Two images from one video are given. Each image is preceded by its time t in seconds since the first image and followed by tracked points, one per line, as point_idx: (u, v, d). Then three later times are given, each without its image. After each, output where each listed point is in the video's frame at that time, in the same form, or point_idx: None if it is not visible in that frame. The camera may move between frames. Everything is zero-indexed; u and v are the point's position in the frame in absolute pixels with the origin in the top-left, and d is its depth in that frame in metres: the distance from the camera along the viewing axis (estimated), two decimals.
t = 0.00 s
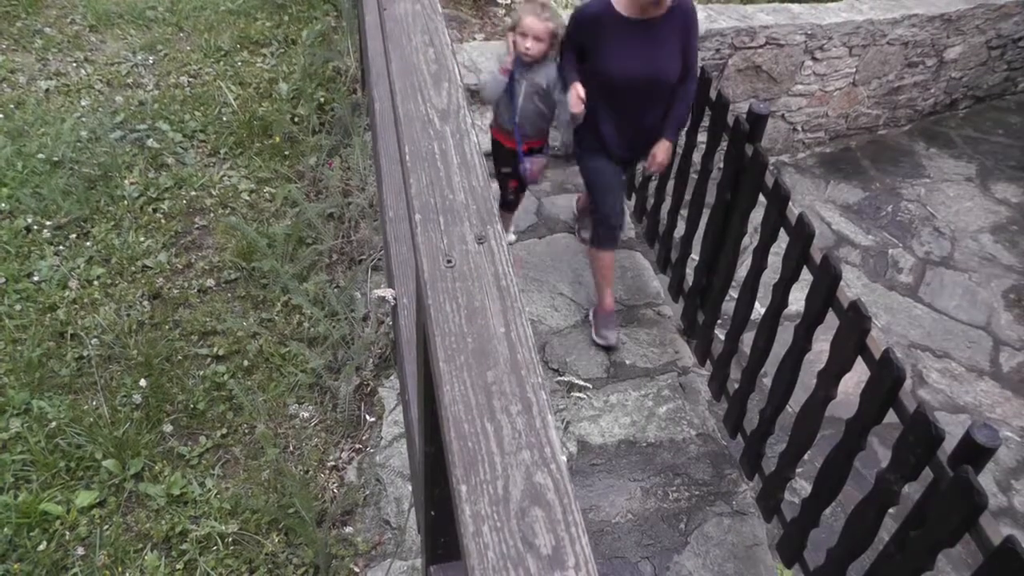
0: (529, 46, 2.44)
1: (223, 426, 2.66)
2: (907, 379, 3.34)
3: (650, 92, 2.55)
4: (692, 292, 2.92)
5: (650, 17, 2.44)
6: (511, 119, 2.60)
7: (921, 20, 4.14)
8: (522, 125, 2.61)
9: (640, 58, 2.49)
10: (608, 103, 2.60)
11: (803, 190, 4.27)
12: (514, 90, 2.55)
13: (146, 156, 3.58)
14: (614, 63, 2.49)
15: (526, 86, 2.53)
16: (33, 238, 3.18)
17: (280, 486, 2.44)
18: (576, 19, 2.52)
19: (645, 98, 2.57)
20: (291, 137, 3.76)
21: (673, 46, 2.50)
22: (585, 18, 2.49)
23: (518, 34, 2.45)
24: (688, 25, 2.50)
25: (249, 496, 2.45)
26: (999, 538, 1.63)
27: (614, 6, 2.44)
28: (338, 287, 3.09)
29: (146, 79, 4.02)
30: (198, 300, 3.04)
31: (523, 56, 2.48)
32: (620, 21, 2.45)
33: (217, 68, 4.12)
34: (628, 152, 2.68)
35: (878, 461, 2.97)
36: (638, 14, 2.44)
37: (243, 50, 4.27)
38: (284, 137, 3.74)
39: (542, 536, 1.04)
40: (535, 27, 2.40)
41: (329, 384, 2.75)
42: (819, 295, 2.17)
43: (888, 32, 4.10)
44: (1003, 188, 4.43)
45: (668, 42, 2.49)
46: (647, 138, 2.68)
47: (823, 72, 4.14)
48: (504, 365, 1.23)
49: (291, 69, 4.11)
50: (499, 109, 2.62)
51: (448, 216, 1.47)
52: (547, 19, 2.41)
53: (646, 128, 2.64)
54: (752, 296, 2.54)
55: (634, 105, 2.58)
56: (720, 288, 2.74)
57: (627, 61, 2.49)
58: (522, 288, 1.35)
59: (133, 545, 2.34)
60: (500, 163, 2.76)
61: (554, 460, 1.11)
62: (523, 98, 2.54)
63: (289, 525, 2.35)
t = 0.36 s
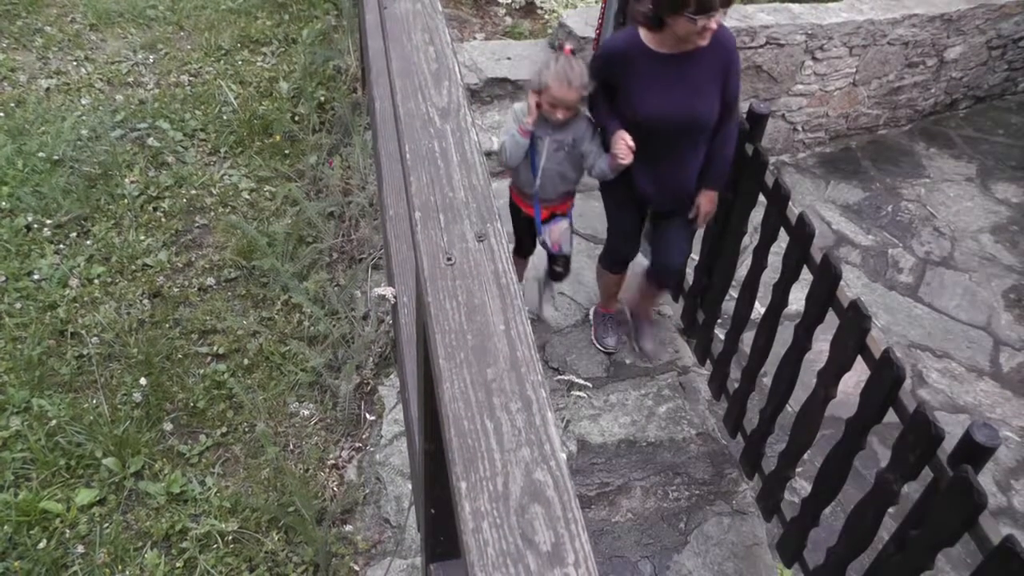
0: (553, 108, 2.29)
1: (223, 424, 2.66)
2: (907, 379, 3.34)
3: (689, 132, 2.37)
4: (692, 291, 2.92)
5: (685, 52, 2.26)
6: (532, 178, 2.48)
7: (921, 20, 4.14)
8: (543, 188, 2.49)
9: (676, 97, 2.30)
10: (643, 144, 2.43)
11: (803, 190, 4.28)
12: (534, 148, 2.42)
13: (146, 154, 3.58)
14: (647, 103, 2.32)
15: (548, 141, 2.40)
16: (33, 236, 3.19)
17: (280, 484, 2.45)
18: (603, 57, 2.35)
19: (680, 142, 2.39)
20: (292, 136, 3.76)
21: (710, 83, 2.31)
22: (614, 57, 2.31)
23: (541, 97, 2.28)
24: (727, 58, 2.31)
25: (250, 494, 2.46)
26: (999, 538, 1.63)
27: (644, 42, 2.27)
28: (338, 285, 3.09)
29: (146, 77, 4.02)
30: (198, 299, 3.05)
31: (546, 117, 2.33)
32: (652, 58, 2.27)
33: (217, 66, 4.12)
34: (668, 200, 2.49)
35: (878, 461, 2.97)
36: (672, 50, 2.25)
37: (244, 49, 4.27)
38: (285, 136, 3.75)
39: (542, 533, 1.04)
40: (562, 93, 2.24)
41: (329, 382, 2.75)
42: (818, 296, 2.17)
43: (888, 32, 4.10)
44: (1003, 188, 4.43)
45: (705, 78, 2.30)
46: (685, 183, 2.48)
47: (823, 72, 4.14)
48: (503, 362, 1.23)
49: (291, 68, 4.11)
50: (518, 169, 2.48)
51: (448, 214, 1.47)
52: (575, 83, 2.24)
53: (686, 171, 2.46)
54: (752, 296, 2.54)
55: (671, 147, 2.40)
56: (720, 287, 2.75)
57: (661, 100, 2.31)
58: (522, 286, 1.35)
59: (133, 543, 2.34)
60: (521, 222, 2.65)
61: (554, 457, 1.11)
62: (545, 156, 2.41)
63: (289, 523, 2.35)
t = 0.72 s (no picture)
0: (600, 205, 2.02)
1: (224, 422, 2.67)
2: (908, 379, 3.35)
3: (726, 192, 2.16)
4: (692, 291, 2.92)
5: (745, 104, 2.07)
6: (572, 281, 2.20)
7: (922, 20, 4.15)
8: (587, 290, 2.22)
9: (720, 150, 2.11)
10: (677, 196, 2.24)
11: (804, 190, 4.28)
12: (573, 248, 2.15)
13: (148, 153, 3.58)
14: (688, 147, 2.14)
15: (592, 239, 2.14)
16: (35, 234, 3.19)
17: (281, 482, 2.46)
18: (658, 90, 2.19)
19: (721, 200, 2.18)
20: (293, 135, 3.76)
21: (762, 145, 2.10)
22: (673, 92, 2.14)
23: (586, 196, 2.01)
24: (788, 121, 2.09)
25: (251, 492, 2.46)
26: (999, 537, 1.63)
27: (705, 82, 2.10)
28: (339, 284, 3.09)
29: (147, 76, 4.03)
30: (199, 297, 3.05)
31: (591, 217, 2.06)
32: (707, 102, 2.09)
33: (218, 66, 4.12)
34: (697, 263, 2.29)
35: (878, 461, 2.98)
36: (731, 97, 2.07)
37: (245, 49, 4.27)
38: (286, 135, 3.75)
39: (543, 530, 1.04)
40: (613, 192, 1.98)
41: (330, 381, 2.76)
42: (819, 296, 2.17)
43: (889, 33, 4.10)
44: (1004, 188, 4.44)
45: (757, 140, 2.09)
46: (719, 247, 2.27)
47: (823, 72, 4.14)
48: (505, 360, 1.23)
49: (292, 67, 4.11)
50: (555, 272, 2.21)
51: (450, 212, 1.48)
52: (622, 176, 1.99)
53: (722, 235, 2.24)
54: (753, 296, 2.54)
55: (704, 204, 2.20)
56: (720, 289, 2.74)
57: (704, 150, 2.12)
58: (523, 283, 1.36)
59: (134, 541, 2.35)
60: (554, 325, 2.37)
61: (556, 454, 1.11)
62: (587, 256, 2.15)
63: (290, 521, 2.36)
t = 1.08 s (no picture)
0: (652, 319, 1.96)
1: (223, 423, 2.67)
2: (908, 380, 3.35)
3: (768, 274, 2.13)
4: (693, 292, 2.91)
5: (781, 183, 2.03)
6: (623, 397, 2.13)
7: (923, 21, 4.15)
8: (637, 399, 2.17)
9: (761, 232, 2.08)
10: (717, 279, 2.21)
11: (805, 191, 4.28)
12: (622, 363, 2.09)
13: (148, 153, 3.58)
14: (726, 231, 2.10)
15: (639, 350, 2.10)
16: (36, 234, 3.19)
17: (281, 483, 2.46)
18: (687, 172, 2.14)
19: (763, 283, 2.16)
20: (293, 136, 3.76)
21: (802, 224, 2.09)
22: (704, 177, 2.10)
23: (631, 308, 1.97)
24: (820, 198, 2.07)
25: (251, 493, 2.46)
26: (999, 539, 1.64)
27: (739, 164, 2.05)
28: (339, 284, 3.09)
29: (147, 76, 4.03)
30: (200, 297, 3.05)
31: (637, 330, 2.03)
32: (743, 185, 2.06)
33: (218, 66, 4.12)
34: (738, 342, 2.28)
35: (878, 462, 2.98)
36: (767, 178, 2.03)
37: (245, 49, 4.27)
38: (286, 135, 3.75)
39: (542, 531, 1.04)
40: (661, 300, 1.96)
41: (330, 381, 2.76)
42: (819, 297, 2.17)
43: (890, 33, 4.10)
44: (1004, 190, 4.44)
45: (797, 218, 2.08)
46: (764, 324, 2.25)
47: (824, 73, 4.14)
48: (505, 361, 1.23)
49: (293, 67, 4.11)
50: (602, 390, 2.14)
51: (450, 213, 1.48)
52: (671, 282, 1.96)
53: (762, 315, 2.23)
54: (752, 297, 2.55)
55: (744, 286, 2.17)
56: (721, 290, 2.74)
57: (745, 233, 2.09)
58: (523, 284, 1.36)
59: (134, 541, 2.35)
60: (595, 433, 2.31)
61: (556, 456, 1.11)
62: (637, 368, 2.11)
63: (290, 522, 2.36)
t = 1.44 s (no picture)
0: (684, 406, 1.66)
1: (223, 423, 2.67)
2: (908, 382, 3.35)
3: (820, 381, 1.83)
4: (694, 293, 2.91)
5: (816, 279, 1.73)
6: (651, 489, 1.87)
7: (924, 22, 4.14)
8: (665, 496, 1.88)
9: (810, 337, 1.78)
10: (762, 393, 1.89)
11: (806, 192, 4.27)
12: (651, 463, 1.82)
13: (149, 153, 3.58)
14: (770, 342, 1.78)
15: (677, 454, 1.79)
16: (36, 234, 3.19)
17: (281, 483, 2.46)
18: (711, 278, 1.84)
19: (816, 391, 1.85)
20: (293, 136, 3.76)
21: (852, 319, 1.79)
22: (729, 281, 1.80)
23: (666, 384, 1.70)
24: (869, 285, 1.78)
25: (250, 493, 2.46)
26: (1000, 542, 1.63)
27: (766, 263, 1.75)
28: (339, 285, 3.09)
29: (148, 76, 4.03)
30: (199, 297, 3.05)
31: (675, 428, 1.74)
32: (780, 287, 1.75)
33: (219, 66, 4.12)
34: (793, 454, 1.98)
35: (878, 463, 2.97)
36: (801, 277, 1.73)
37: (246, 49, 4.27)
38: (286, 135, 3.75)
39: (541, 535, 1.04)
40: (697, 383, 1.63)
41: (329, 382, 2.76)
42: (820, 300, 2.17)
43: (892, 35, 4.10)
44: (1005, 191, 4.43)
45: (848, 314, 1.78)
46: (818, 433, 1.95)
47: (825, 74, 4.13)
48: (503, 364, 1.23)
49: (293, 67, 4.11)
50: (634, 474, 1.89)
51: (449, 216, 1.47)
52: (720, 368, 1.66)
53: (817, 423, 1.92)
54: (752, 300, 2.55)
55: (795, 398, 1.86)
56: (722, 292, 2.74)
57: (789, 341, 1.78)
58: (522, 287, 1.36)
59: (133, 541, 2.35)
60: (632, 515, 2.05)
61: (554, 460, 1.11)
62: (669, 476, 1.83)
63: (289, 522, 2.36)
